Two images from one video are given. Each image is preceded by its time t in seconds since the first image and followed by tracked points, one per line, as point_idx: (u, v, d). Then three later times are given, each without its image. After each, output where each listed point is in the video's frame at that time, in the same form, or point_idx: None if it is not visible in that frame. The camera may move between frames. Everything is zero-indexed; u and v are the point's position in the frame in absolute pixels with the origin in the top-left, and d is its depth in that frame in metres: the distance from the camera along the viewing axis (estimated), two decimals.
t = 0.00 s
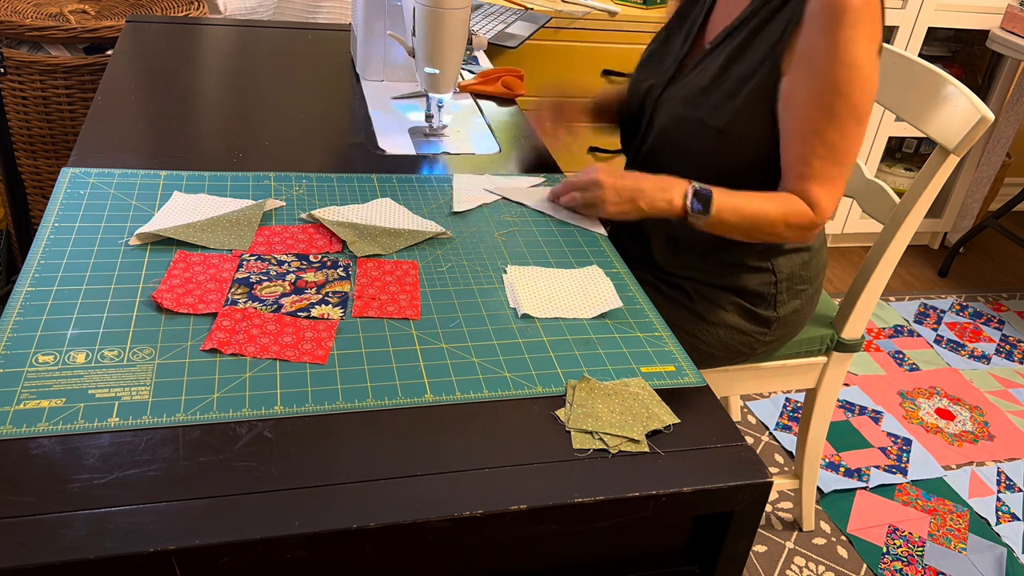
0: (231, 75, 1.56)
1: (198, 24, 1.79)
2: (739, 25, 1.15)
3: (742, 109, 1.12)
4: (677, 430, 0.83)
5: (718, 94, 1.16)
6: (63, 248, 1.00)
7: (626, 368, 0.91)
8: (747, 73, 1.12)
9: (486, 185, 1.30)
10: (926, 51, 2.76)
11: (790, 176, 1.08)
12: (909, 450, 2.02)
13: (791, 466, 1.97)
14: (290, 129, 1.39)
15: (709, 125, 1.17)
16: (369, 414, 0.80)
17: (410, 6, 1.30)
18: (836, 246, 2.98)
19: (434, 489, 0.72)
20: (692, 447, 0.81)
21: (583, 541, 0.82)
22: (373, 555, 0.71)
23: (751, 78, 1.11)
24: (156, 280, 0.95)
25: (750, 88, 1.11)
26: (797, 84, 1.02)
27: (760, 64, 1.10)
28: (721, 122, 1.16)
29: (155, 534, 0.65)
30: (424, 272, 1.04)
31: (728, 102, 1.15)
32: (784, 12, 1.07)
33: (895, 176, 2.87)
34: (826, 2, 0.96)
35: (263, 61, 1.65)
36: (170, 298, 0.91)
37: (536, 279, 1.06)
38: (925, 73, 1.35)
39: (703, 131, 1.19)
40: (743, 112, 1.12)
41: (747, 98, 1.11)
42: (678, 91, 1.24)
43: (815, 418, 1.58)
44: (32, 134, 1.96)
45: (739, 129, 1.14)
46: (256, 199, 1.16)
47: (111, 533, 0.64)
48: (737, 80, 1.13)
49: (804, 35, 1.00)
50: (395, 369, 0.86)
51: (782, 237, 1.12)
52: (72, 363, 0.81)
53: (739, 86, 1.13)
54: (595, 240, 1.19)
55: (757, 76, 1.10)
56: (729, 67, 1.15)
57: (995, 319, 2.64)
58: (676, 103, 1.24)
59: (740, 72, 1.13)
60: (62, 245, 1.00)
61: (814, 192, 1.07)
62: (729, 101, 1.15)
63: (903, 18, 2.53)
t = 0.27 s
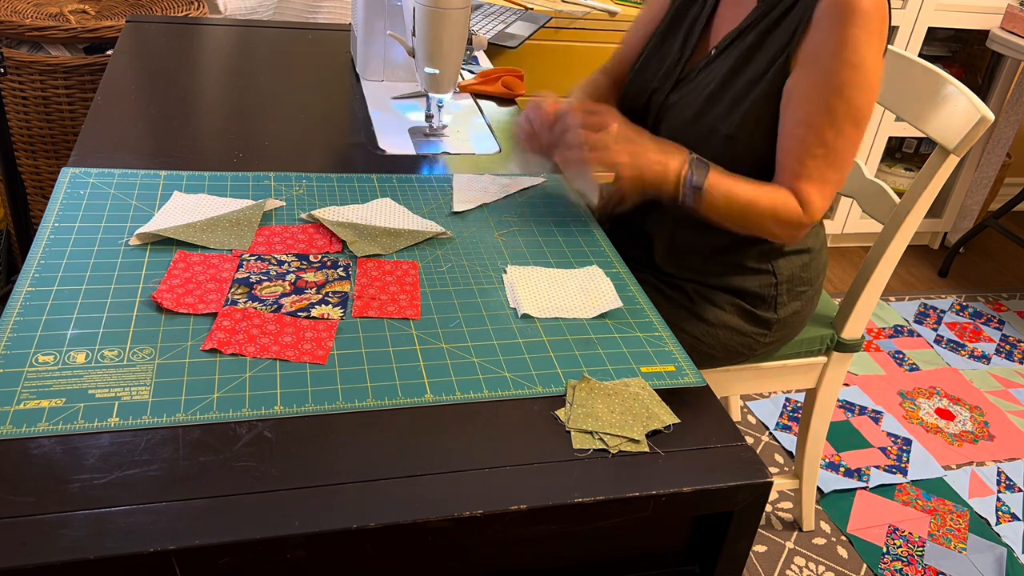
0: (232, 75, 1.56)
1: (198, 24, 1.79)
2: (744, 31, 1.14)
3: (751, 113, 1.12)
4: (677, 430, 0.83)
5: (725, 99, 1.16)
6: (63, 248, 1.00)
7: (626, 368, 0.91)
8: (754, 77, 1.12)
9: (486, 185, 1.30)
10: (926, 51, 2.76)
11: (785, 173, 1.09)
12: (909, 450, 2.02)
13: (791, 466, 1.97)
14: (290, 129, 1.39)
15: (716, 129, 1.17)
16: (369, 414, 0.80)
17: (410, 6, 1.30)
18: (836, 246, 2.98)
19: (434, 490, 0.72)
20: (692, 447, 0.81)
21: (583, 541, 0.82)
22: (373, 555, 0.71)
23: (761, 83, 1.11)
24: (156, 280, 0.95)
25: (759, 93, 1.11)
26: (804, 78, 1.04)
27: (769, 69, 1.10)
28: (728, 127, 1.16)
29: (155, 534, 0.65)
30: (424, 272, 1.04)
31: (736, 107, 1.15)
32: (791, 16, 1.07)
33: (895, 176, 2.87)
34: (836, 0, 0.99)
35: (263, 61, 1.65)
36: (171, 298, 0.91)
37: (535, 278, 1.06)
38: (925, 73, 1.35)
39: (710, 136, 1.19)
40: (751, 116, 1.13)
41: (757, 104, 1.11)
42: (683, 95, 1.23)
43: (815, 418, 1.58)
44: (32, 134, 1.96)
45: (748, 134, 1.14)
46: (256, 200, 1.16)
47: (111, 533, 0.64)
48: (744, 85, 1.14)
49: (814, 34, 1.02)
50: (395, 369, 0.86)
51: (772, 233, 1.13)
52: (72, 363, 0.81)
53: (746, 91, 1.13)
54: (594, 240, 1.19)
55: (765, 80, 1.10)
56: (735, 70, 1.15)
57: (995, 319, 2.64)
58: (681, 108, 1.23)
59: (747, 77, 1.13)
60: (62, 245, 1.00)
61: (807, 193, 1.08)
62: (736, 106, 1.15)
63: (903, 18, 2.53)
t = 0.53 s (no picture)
0: (232, 74, 1.56)
1: (198, 24, 1.79)
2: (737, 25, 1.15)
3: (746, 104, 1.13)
4: (677, 430, 0.83)
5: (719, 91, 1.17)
6: (63, 248, 1.00)
7: (626, 368, 0.91)
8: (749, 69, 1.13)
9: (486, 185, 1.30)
10: (926, 51, 2.76)
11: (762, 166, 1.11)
12: (909, 450, 2.02)
13: (791, 466, 1.97)
14: (290, 129, 1.39)
15: (711, 121, 1.17)
16: (369, 414, 0.80)
17: (410, 6, 1.30)
18: (836, 246, 2.98)
19: (434, 489, 0.72)
20: (692, 447, 0.81)
21: (583, 541, 0.82)
22: (373, 555, 0.71)
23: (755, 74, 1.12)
24: (156, 280, 0.95)
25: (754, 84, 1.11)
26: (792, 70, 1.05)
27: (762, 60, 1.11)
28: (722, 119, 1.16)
29: (155, 534, 0.65)
30: (424, 272, 1.04)
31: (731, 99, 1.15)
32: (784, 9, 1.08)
33: (895, 176, 2.87)
34: None
35: (263, 61, 1.65)
36: (171, 298, 0.91)
37: (535, 279, 1.06)
38: (925, 74, 1.35)
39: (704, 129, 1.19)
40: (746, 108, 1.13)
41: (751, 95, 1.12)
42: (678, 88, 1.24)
43: (816, 418, 1.58)
44: (32, 134, 1.96)
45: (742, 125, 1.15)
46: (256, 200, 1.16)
47: (111, 533, 0.64)
48: (739, 77, 1.14)
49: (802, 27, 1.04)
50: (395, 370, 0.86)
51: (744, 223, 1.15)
52: (73, 363, 0.81)
53: (741, 83, 1.14)
54: (595, 240, 1.19)
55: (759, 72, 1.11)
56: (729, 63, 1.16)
57: (995, 319, 2.64)
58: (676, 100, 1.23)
59: (742, 69, 1.14)
60: (61, 245, 1.00)
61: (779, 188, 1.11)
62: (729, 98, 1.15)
63: (903, 18, 2.53)
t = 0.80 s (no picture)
0: (232, 74, 1.56)
1: (198, 24, 1.79)
2: (747, 18, 1.14)
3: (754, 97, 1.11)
4: (677, 430, 0.83)
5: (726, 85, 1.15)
6: (63, 248, 1.00)
7: (626, 368, 0.91)
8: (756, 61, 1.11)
9: (486, 185, 1.30)
10: (926, 51, 2.76)
11: (778, 169, 1.02)
12: (909, 450, 2.02)
13: (791, 466, 1.97)
14: (290, 129, 1.39)
15: (721, 114, 1.16)
16: (369, 414, 0.80)
17: (410, 6, 1.30)
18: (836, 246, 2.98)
19: (434, 490, 0.72)
20: (692, 447, 0.81)
21: (583, 541, 0.82)
22: (373, 555, 0.71)
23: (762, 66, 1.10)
24: (156, 280, 0.95)
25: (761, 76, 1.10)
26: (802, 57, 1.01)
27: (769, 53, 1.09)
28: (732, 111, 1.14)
29: (155, 534, 0.65)
30: (424, 272, 1.05)
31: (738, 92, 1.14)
32: None
33: (895, 176, 2.87)
34: None
35: (263, 61, 1.65)
36: (171, 298, 0.91)
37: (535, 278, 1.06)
38: (925, 73, 1.35)
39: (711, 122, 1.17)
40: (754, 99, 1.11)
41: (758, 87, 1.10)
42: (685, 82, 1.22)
43: (815, 418, 1.58)
44: (32, 134, 1.96)
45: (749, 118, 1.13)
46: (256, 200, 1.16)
47: (111, 533, 0.64)
48: (745, 70, 1.13)
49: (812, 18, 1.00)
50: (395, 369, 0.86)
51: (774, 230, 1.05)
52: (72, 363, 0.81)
53: (747, 76, 1.12)
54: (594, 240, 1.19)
55: (765, 63, 1.09)
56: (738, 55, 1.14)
57: (995, 319, 2.64)
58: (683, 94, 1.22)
59: (749, 61, 1.12)
60: (61, 245, 1.00)
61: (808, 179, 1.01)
62: (740, 89, 1.13)
63: (903, 19, 2.53)
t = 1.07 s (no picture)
0: (232, 74, 1.56)
1: (198, 24, 1.79)
2: (753, 46, 1.14)
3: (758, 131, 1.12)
4: (677, 430, 0.83)
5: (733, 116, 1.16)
6: (63, 247, 1.00)
7: (626, 368, 0.91)
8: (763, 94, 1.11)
9: (486, 185, 1.30)
10: (926, 50, 2.76)
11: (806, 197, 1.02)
12: (909, 450, 2.02)
13: (791, 466, 1.97)
14: (290, 130, 1.39)
15: (728, 145, 1.17)
16: (369, 414, 0.80)
17: (410, 6, 1.30)
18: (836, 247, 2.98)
19: (433, 489, 0.72)
20: (691, 447, 0.81)
21: (583, 541, 0.82)
22: (373, 555, 0.71)
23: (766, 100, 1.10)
24: (156, 280, 0.95)
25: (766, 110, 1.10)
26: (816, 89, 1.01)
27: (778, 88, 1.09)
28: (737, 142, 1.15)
29: (155, 534, 0.65)
30: (424, 272, 1.05)
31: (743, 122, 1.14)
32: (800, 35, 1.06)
33: (895, 176, 2.87)
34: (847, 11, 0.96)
35: (263, 61, 1.65)
36: (171, 298, 0.91)
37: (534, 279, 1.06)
38: (925, 74, 1.35)
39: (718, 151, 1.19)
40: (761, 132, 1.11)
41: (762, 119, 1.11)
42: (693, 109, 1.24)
43: (815, 418, 1.58)
44: (32, 134, 1.96)
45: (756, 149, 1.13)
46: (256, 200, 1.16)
47: (111, 533, 0.64)
48: (752, 103, 1.13)
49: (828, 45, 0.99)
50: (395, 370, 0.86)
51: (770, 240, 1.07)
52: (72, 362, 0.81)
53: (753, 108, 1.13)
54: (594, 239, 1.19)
55: (773, 98, 1.09)
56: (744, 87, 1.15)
57: (995, 319, 2.64)
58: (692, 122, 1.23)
59: (756, 94, 1.12)
60: (62, 245, 1.00)
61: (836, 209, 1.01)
62: (747, 122, 1.14)
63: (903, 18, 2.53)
